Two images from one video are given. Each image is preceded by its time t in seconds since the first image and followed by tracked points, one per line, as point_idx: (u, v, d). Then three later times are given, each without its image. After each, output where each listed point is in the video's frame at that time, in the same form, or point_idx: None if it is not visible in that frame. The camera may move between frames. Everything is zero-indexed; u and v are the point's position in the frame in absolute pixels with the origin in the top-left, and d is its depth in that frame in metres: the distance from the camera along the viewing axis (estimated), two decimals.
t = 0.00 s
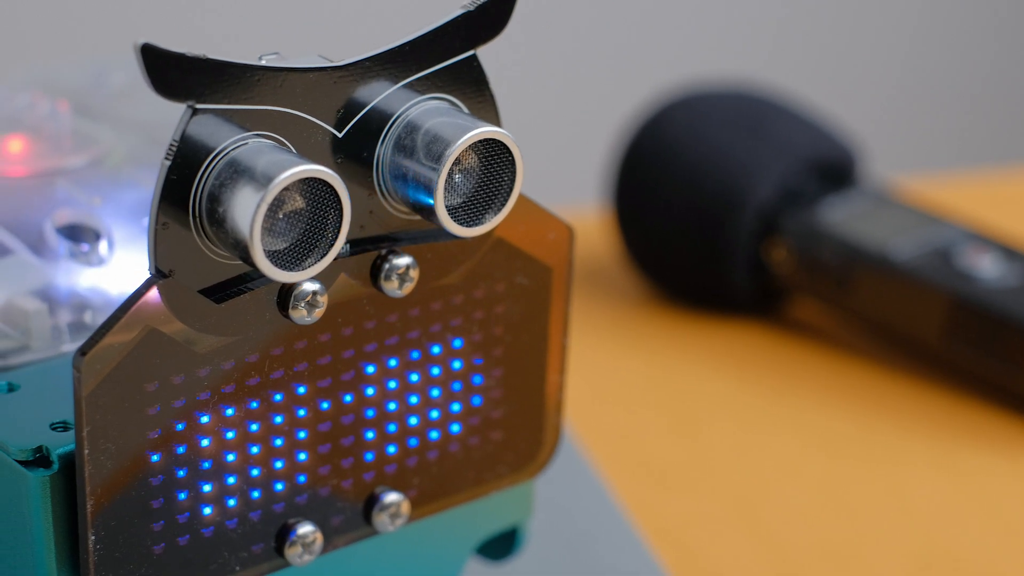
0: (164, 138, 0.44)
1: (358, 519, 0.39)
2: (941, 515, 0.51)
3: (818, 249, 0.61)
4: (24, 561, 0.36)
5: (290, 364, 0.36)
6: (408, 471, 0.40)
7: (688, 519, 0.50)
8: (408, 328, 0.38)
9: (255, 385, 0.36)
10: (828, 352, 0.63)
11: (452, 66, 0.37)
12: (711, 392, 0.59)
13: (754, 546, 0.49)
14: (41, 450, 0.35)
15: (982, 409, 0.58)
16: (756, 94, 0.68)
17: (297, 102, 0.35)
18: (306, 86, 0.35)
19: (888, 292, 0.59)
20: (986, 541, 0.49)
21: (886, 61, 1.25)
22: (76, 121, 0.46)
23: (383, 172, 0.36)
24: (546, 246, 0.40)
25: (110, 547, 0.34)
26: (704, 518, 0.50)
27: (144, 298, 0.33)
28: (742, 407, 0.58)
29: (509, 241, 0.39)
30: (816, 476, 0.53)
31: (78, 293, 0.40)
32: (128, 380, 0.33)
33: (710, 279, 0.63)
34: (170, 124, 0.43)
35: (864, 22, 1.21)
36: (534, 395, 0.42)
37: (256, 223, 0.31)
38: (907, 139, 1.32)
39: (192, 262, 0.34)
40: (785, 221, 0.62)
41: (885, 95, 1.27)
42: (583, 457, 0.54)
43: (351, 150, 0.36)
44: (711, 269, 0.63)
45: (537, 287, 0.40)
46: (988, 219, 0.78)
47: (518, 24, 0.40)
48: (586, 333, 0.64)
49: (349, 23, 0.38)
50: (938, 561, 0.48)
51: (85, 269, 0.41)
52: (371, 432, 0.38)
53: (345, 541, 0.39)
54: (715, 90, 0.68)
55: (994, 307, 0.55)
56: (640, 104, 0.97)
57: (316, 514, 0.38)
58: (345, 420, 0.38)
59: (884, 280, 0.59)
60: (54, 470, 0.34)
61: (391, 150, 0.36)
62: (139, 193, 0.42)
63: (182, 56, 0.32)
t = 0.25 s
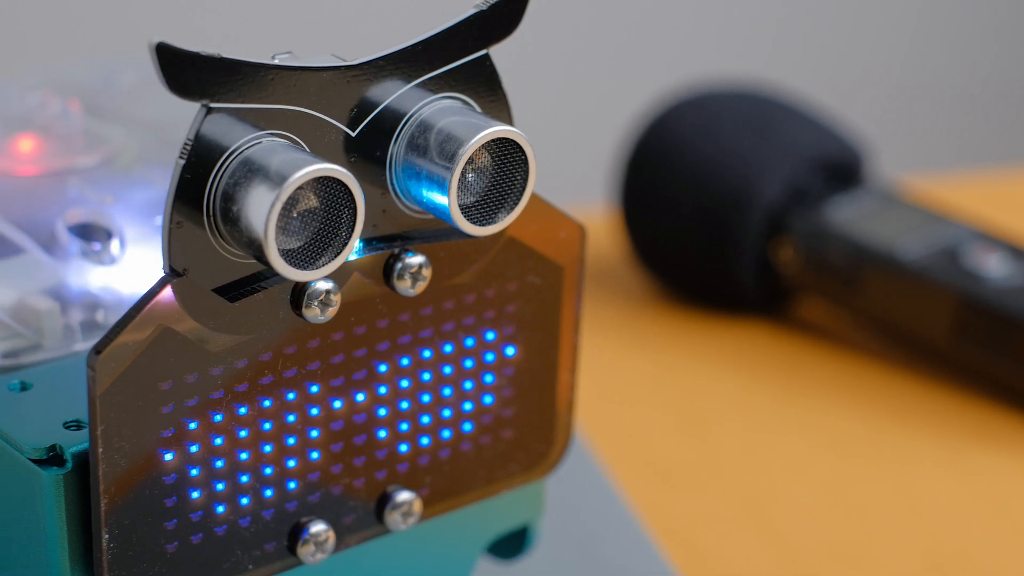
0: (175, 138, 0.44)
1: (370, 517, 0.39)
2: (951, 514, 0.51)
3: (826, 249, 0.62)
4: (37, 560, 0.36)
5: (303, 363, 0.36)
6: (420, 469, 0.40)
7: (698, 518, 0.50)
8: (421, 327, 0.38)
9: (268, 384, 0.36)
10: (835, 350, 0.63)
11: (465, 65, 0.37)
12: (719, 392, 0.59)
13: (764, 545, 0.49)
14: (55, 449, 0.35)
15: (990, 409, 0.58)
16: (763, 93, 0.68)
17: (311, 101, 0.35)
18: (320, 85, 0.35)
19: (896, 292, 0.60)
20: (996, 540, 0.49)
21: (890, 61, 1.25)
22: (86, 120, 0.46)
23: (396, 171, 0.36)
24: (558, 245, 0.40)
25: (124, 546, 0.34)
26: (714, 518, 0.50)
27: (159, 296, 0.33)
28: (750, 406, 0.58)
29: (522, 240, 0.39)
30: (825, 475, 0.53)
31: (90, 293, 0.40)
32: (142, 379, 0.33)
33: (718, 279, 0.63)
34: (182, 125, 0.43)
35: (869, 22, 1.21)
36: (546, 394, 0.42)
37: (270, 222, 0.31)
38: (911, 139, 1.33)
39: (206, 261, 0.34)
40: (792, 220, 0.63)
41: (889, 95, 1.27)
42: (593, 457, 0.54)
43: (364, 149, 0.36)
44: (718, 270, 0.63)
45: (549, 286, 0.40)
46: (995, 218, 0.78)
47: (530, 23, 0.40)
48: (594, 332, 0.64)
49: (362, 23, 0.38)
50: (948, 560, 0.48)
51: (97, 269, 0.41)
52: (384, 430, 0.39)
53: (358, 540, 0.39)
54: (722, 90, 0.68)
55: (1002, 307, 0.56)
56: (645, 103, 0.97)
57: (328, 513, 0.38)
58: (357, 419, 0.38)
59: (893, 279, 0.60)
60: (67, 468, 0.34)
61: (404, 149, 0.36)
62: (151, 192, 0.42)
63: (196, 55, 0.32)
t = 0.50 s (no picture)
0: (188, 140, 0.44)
1: (382, 516, 0.39)
2: (959, 513, 0.51)
3: (834, 247, 0.62)
4: (51, 559, 0.36)
5: (316, 362, 0.36)
6: (432, 468, 0.40)
7: (707, 517, 0.51)
8: (433, 326, 0.38)
9: (281, 382, 0.36)
10: (842, 349, 0.64)
11: (477, 65, 0.38)
12: (728, 391, 0.59)
13: (773, 545, 0.49)
14: (68, 447, 0.34)
15: (997, 409, 0.58)
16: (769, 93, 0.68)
17: (324, 100, 0.35)
18: (333, 84, 0.35)
19: (902, 290, 0.60)
20: (1005, 539, 0.49)
21: (894, 61, 1.25)
22: (95, 118, 0.46)
23: (409, 170, 0.36)
24: (570, 244, 0.40)
25: (137, 544, 0.34)
26: (724, 517, 0.51)
27: (172, 295, 0.33)
28: (758, 407, 0.58)
29: (533, 239, 0.39)
30: (834, 475, 0.53)
31: (102, 291, 0.40)
32: (156, 377, 0.33)
33: (725, 279, 0.65)
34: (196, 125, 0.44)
35: (873, 22, 1.21)
36: (557, 392, 0.42)
37: (285, 221, 0.31)
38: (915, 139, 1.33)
39: (220, 260, 0.34)
40: (800, 220, 0.64)
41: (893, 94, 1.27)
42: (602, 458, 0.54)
43: (377, 148, 0.36)
44: (724, 269, 0.64)
45: (560, 285, 0.40)
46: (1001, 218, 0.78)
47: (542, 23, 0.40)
48: (603, 332, 0.65)
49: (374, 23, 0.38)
50: (957, 559, 0.48)
51: (108, 267, 0.41)
52: (396, 429, 0.39)
53: (370, 538, 0.39)
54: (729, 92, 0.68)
55: (1008, 305, 0.56)
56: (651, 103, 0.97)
57: (340, 511, 0.38)
58: (370, 418, 0.38)
59: (899, 278, 0.60)
60: (81, 467, 0.34)
61: (416, 148, 0.36)
62: (163, 190, 0.43)
63: (211, 53, 0.32)
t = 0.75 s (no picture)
0: (200, 138, 0.44)
1: (394, 515, 0.39)
2: (968, 512, 0.51)
3: (841, 247, 0.63)
4: (64, 558, 0.36)
5: (329, 361, 0.36)
6: (444, 467, 0.40)
7: (717, 516, 0.51)
8: (445, 325, 0.38)
9: (295, 381, 0.36)
10: (849, 348, 0.64)
11: (489, 64, 0.38)
12: (736, 390, 0.60)
13: (783, 543, 0.49)
14: (82, 446, 0.34)
15: (1004, 408, 0.58)
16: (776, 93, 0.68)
17: (338, 99, 0.35)
18: (347, 83, 0.35)
19: (910, 289, 0.61)
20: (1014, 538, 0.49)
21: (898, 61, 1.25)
22: (106, 117, 0.47)
23: (422, 169, 0.36)
24: (581, 243, 0.40)
25: (151, 543, 0.34)
26: (733, 517, 0.51)
27: (187, 293, 0.33)
28: (765, 406, 0.58)
29: (545, 238, 0.39)
30: (843, 473, 0.53)
31: (113, 290, 0.40)
32: (169, 376, 0.33)
33: (733, 279, 0.65)
34: (208, 125, 0.44)
35: (876, 23, 1.21)
36: (568, 391, 0.42)
37: (299, 219, 0.31)
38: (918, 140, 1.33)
39: (234, 259, 0.34)
40: (808, 220, 0.64)
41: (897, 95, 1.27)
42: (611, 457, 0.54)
43: (390, 147, 0.36)
44: (732, 269, 0.64)
45: (572, 284, 0.40)
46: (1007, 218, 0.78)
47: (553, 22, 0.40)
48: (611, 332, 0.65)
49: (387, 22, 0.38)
50: (967, 558, 0.48)
51: (120, 266, 0.41)
52: (408, 427, 0.39)
53: (382, 537, 0.39)
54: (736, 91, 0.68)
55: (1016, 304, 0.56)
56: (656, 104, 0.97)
57: (353, 510, 0.38)
58: (382, 416, 0.38)
59: (906, 277, 0.61)
60: (94, 466, 0.34)
61: (429, 147, 0.36)
62: (175, 190, 0.42)
63: (226, 52, 0.32)
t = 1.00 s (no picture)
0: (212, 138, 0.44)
1: (406, 513, 0.39)
2: (977, 511, 0.51)
3: (848, 247, 0.63)
4: (77, 557, 0.36)
5: (342, 360, 0.36)
6: (456, 465, 0.40)
7: (726, 515, 0.51)
8: (457, 323, 0.38)
9: (308, 380, 0.36)
10: (856, 348, 0.64)
11: (502, 63, 0.38)
12: (743, 389, 0.60)
13: (792, 542, 0.49)
14: (95, 445, 0.34)
15: (1012, 408, 0.59)
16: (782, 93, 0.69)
17: (351, 98, 0.35)
18: (361, 82, 0.35)
19: (917, 289, 0.61)
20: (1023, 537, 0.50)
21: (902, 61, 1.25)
22: (115, 116, 0.47)
23: (435, 168, 0.37)
24: (593, 242, 0.40)
25: (164, 542, 0.34)
26: (742, 515, 0.51)
27: (201, 292, 0.33)
28: (772, 405, 0.59)
29: (556, 237, 0.39)
30: (852, 472, 0.54)
31: (124, 290, 0.40)
32: (183, 376, 0.33)
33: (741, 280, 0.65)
34: (220, 125, 0.44)
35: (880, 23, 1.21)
36: (579, 390, 0.42)
37: (313, 218, 0.31)
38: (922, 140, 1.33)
39: (248, 257, 0.34)
40: (815, 219, 0.64)
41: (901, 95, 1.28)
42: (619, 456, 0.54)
43: (403, 146, 0.36)
44: (739, 269, 0.65)
45: (584, 283, 0.41)
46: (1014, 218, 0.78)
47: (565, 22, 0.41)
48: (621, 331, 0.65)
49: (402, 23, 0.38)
50: (977, 557, 0.48)
51: (130, 265, 0.41)
52: (420, 426, 0.39)
53: (394, 535, 0.39)
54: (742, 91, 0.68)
55: None
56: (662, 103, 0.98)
57: (365, 508, 0.38)
58: (395, 415, 0.38)
59: (913, 277, 0.61)
60: (108, 464, 0.34)
61: (442, 146, 0.36)
62: (188, 189, 0.43)
63: (239, 50, 0.32)
